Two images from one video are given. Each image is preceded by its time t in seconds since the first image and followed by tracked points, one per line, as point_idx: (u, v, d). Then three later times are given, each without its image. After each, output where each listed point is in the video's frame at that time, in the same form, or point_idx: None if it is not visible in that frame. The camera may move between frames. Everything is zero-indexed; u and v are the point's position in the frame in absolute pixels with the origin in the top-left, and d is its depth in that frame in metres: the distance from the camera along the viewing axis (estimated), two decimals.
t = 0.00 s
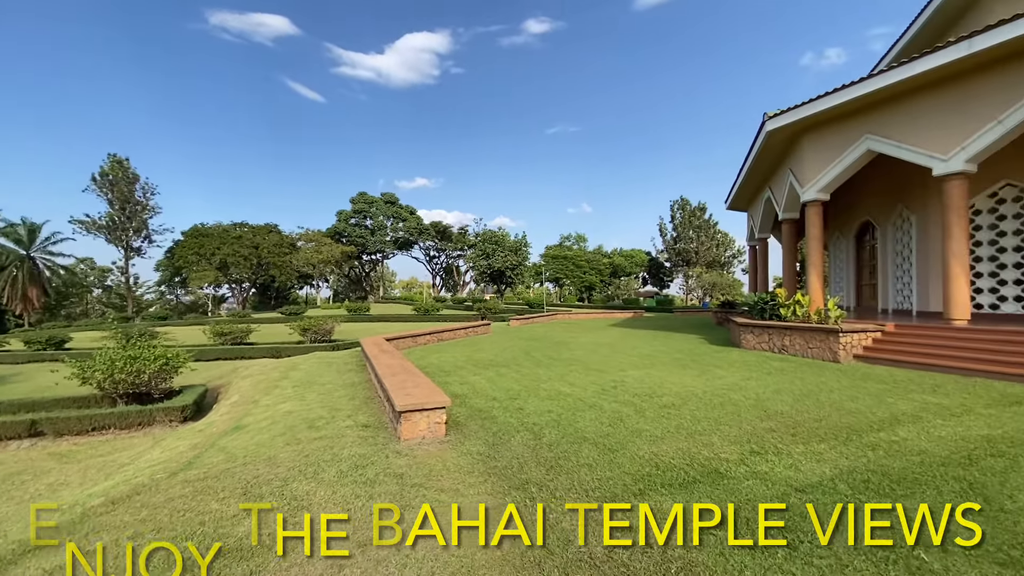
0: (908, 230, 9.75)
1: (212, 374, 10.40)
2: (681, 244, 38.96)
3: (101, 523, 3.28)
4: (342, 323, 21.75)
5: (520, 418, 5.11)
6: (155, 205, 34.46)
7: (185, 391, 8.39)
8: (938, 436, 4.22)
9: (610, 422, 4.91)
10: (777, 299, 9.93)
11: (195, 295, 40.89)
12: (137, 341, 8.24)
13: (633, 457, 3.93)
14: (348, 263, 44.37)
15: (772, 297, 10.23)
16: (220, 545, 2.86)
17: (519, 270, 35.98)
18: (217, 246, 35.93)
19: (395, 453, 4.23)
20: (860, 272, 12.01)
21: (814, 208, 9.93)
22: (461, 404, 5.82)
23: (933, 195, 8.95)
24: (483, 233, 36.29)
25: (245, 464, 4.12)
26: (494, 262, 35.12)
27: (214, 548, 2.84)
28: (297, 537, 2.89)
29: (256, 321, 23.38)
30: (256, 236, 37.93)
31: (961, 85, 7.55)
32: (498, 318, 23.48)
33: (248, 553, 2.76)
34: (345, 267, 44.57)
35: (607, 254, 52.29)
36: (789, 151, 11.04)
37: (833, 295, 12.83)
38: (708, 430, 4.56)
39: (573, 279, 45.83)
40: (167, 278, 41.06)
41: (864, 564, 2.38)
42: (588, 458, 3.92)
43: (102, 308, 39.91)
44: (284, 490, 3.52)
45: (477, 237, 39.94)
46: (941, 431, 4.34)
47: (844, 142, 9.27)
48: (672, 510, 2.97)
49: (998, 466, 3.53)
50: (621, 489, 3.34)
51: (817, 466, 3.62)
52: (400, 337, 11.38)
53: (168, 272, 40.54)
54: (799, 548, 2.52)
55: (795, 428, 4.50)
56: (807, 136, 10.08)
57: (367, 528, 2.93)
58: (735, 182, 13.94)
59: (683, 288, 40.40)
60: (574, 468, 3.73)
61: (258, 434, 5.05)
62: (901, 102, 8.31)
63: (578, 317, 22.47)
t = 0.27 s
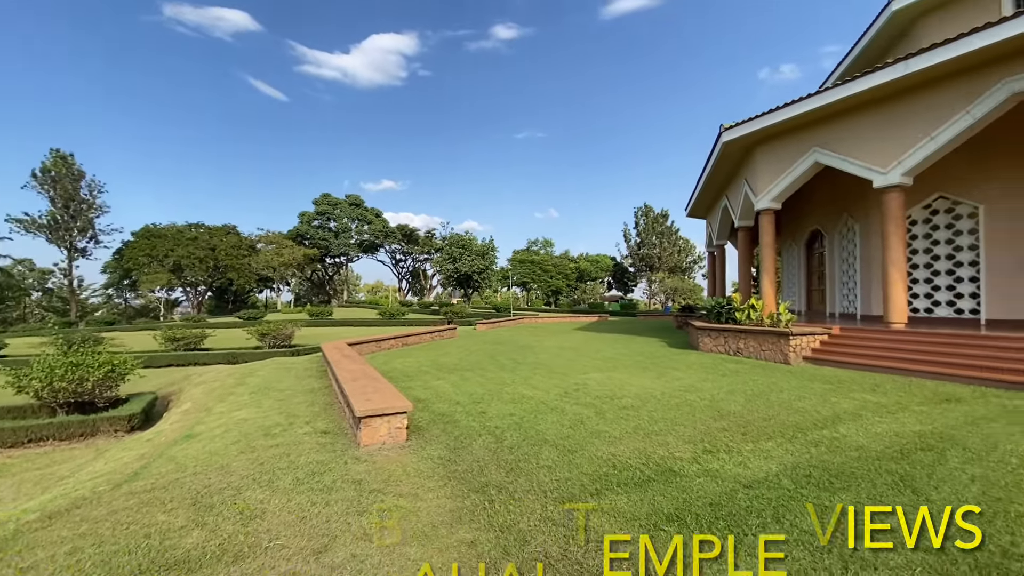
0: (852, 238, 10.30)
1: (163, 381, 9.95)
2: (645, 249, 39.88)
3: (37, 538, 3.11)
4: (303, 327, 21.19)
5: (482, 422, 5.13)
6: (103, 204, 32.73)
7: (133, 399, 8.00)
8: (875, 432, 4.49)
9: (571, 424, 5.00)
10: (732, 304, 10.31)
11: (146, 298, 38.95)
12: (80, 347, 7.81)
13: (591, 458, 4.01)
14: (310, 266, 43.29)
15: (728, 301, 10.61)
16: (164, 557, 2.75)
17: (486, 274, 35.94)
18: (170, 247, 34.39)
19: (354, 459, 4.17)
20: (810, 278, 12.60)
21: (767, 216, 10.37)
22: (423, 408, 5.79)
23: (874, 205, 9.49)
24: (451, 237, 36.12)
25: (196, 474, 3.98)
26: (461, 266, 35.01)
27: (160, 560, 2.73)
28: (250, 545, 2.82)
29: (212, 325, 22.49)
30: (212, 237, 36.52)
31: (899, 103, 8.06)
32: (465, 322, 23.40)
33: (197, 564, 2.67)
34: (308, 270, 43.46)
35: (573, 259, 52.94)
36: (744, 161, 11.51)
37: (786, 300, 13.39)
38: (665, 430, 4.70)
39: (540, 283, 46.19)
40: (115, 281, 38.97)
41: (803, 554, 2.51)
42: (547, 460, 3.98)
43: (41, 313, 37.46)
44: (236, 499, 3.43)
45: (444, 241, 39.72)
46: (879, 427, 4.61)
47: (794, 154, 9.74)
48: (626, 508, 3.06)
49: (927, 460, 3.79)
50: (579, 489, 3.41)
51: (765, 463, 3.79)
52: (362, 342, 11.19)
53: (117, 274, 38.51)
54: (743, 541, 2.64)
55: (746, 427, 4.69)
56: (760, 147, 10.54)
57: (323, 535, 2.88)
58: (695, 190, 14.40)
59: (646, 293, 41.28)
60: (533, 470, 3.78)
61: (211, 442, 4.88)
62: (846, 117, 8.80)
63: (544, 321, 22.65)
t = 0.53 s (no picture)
0: (801, 246, 10.83)
1: (106, 389, 9.44)
2: (609, 254, 40.68)
3: None
4: (260, 332, 20.49)
5: (443, 426, 5.12)
6: (41, 202, 30.73)
7: (72, 408, 7.55)
8: (818, 430, 4.74)
9: (531, 426, 5.05)
10: (689, 308, 10.68)
11: (89, 302, 36.73)
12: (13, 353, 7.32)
13: (550, 460, 4.07)
14: (269, 269, 41.95)
15: (685, 306, 10.97)
16: (103, 573, 2.63)
17: (452, 279, 35.76)
18: (117, 248, 32.59)
19: (311, 467, 4.09)
20: (762, 284, 13.17)
21: (722, 223, 10.77)
22: (383, 414, 5.72)
23: (820, 215, 10.01)
24: (416, 240, 35.78)
25: (140, 485, 3.80)
26: (426, 269, 34.74)
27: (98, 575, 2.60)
28: (196, 558, 2.72)
29: (161, 330, 21.44)
30: (163, 238, 34.86)
31: (843, 118, 8.54)
32: (429, 326, 23.21)
33: None
34: (266, 273, 42.09)
35: (538, 264, 53.39)
36: (701, 170, 11.94)
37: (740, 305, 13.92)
38: (622, 431, 4.82)
39: (506, 287, 46.82)
40: (54, 283, 36.58)
41: (745, 546, 2.65)
42: (507, 463, 4.01)
43: None
44: (184, 510, 3.30)
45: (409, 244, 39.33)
46: (822, 425, 4.87)
47: (747, 164, 10.17)
48: (581, 508, 3.13)
49: (863, 455, 4.03)
50: (536, 490, 3.46)
51: (715, 461, 3.95)
52: (322, 347, 10.94)
53: (56, 276, 36.17)
54: (691, 536, 2.75)
55: (699, 426, 4.87)
56: (716, 158, 10.96)
57: (275, 544, 2.81)
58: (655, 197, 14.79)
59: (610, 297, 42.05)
60: (492, 472, 3.81)
61: (157, 452, 4.67)
62: (795, 131, 9.28)
63: (509, 325, 22.72)
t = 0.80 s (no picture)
0: (751, 253, 11.31)
1: (38, 399, 8.82)
2: (571, 259, 41.23)
3: None
4: (211, 337, 19.63)
5: (401, 432, 5.07)
6: None
7: None
8: (764, 429, 4.97)
9: (490, 430, 5.07)
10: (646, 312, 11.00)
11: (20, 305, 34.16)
12: None
13: (507, 463, 4.10)
14: (222, 271, 40.28)
15: (642, 310, 11.28)
16: None
17: (414, 282, 35.32)
18: (53, 248, 30.51)
19: (261, 476, 3.97)
20: (716, 289, 13.65)
21: (678, 230, 11.13)
22: (340, 420, 5.61)
23: (768, 223, 10.50)
24: (377, 243, 35.20)
25: (74, 500, 3.59)
26: (388, 273, 34.21)
27: None
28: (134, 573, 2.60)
29: (101, 336, 20.20)
30: (105, 237, 32.91)
31: (789, 133, 9.02)
32: (390, 330, 22.85)
33: None
34: (219, 275, 40.39)
35: (502, 268, 53.52)
36: (658, 179, 12.32)
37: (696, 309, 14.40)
38: (579, 433, 4.91)
39: (470, 291, 46.83)
40: None
41: (691, 541, 2.75)
42: (465, 467, 4.02)
43: None
44: (122, 524, 3.14)
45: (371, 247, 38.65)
46: (768, 424, 5.11)
47: (701, 175, 10.57)
48: (536, 510, 3.17)
49: (804, 451, 4.25)
50: (493, 493, 3.48)
51: (667, 460, 4.07)
52: (277, 352, 10.61)
53: None
54: (641, 533, 2.83)
55: (653, 427, 5.02)
56: (672, 168, 11.33)
57: (220, 556, 2.72)
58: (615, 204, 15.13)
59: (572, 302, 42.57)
60: (450, 477, 3.80)
61: (94, 464, 4.42)
62: (745, 144, 9.72)
63: (472, 329, 22.65)
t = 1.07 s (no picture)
0: (702, 260, 11.76)
1: None
2: (532, 264, 41.57)
3: None
4: (152, 342, 18.57)
5: (354, 439, 4.97)
6: None
7: None
8: (711, 429, 5.17)
9: (446, 435, 5.05)
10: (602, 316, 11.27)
11: None
12: None
13: (462, 467, 4.11)
14: (167, 273, 38.22)
15: (599, 314, 11.54)
16: None
17: (372, 286, 34.65)
18: None
19: (204, 487, 3.81)
20: (669, 294, 14.10)
21: (634, 237, 11.43)
22: (290, 427, 5.45)
23: (718, 232, 10.96)
24: (334, 245, 34.35)
25: None
26: (345, 276, 33.40)
27: None
28: None
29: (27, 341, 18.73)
30: (34, 235, 30.58)
31: (737, 146, 9.47)
32: (346, 335, 22.31)
33: None
34: (163, 277, 38.30)
35: (462, 272, 53.31)
36: (615, 187, 12.63)
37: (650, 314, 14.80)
38: (534, 436, 4.97)
39: (430, 295, 46.49)
40: None
41: (638, 538, 2.85)
42: (419, 473, 3.99)
43: None
44: (48, 541, 2.95)
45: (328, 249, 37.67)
46: (714, 424, 5.33)
47: (655, 184, 10.92)
48: (489, 513, 3.19)
49: (746, 450, 4.46)
50: (447, 498, 3.48)
51: (618, 461, 4.19)
52: (225, 358, 10.18)
53: None
54: (590, 532, 2.91)
55: (606, 429, 5.14)
56: (627, 177, 11.65)
57: (158, 571, 2.60)
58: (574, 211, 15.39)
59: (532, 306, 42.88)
60: (403, 483, 3.77)
61: (16, 479, 4.11)
62: (696, 156, 10.12)
63: (431, 334, 22.42)
